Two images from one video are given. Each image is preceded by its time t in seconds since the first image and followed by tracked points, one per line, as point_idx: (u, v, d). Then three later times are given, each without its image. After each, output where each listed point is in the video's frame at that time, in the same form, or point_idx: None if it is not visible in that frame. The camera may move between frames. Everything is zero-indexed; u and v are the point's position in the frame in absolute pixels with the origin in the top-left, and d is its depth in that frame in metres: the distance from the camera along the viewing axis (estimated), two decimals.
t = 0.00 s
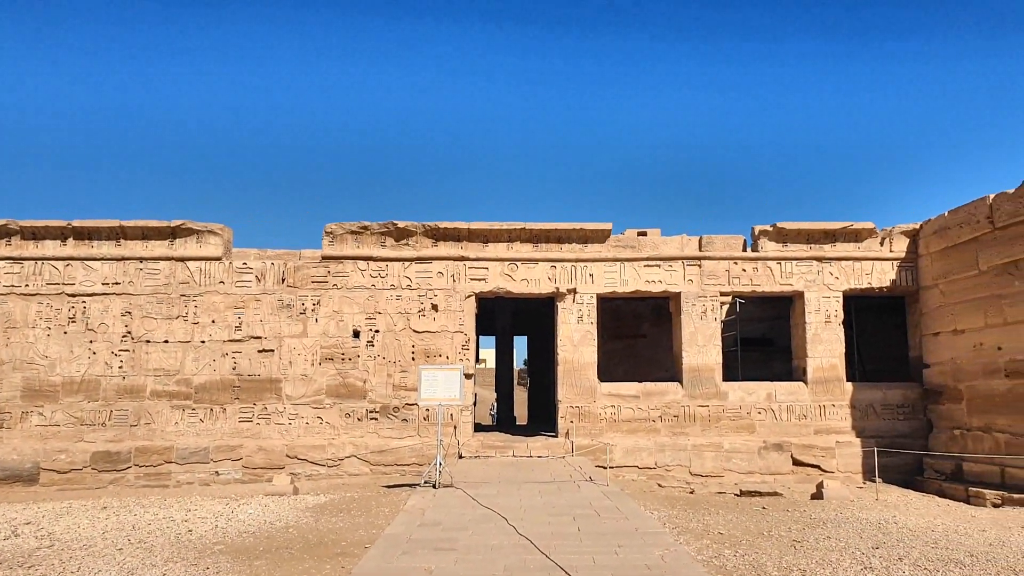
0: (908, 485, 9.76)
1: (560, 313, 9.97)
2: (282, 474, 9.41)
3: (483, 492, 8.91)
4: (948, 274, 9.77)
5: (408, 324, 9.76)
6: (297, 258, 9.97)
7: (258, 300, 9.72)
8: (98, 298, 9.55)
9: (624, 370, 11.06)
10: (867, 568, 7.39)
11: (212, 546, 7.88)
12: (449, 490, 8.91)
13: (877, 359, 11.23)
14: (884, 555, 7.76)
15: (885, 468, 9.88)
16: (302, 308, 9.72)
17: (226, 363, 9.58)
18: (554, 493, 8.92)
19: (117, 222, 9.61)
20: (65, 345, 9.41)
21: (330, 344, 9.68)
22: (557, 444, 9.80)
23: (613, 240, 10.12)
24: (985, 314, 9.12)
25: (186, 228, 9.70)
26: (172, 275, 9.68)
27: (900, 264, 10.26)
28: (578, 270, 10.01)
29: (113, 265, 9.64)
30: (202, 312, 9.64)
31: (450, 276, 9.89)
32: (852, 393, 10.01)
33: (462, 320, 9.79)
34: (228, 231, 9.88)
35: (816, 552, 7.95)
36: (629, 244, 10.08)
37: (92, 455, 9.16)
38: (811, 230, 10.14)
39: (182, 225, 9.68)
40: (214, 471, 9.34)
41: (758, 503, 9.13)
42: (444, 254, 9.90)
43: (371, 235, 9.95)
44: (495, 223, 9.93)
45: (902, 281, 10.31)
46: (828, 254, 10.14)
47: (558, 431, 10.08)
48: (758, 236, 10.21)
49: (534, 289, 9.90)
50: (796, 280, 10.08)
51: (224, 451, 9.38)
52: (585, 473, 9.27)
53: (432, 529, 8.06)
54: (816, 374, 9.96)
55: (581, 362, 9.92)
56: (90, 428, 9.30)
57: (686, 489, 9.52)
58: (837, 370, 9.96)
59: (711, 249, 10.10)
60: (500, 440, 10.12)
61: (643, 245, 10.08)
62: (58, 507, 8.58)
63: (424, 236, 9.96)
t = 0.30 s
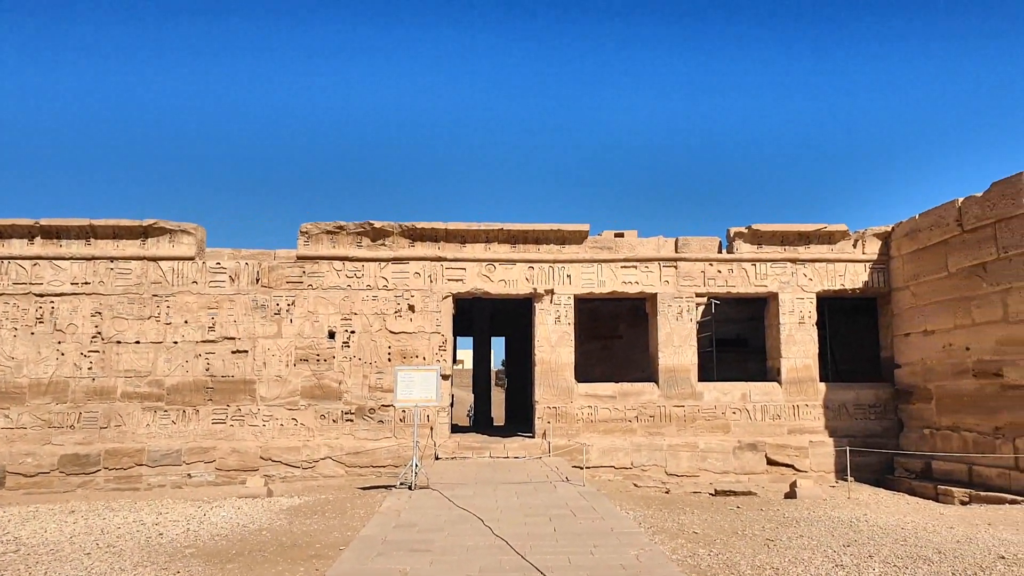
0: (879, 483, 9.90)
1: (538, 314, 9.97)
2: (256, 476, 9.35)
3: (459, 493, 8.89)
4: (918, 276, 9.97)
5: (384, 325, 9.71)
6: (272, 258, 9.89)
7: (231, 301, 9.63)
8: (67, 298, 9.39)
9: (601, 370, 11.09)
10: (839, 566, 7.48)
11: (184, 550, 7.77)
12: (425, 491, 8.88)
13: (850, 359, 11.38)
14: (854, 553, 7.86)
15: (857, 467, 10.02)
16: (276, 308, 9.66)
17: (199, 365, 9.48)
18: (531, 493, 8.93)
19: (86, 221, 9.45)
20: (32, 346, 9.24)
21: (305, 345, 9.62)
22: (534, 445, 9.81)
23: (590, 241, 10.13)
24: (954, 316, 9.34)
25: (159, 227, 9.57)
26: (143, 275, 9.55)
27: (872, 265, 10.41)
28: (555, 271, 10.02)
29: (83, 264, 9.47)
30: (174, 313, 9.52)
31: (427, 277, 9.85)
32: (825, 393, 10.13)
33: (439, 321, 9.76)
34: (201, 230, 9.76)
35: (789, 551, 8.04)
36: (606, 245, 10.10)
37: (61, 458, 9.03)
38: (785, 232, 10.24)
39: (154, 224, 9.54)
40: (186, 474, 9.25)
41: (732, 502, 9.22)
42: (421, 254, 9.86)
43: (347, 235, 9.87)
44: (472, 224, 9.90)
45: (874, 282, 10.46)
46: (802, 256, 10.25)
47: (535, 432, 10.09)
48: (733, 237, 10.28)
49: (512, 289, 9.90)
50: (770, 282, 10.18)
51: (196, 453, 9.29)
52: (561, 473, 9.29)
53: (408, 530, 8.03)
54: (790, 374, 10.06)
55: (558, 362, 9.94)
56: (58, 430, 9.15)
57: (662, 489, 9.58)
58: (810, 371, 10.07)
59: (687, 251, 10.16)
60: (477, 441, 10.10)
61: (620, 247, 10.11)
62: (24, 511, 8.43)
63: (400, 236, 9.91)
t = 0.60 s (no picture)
0: (850, 484, 10.01)
1: (514, 316, 9.97)
2: (229, 478, 9.30)
3: (434, 495, 8.87)
4: (890, 279, 10.09)
5: (359, 326, 9.68)
6: (246, 258, 9.85)
7: (205, 301, 9.59)
8: (36, 298, 9.28)
9: (578, 371, 11.11)
10: (810, 567, 7.55)
11: (154, 553, 7.68)
12: (400, 493, 8.86)
13: (823, 361, 11.50)
14: (826, 554, 7.93)
15: (829, 468, 10.12)
16: (250, 309, 9.63)
17: (171, 365, 9.42)
18: (506, 495, 8.92)
19: (57, 220, 9.34)
20: None
21: (279, 346, 9.61)
22: (510, 447, 9.81)
23: (567, 243, 10.15)
24: (925, 319, 9.48)
25: (131, 227, 9.49)
26: (115, 275, 9.46)
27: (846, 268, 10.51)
28: (532, 272, 10.03)
29: (52, 263, 9.36)
30: (146, 313, 9.45)
31: (403, 277, 9.82)
32: (798, 395, 10.23)
33: (415, 322, 9.74)
34: (174, 229, 9.69)
35: (762, 551, 8.10)
36: (583, 247, 10.12)
37: (28, 460, 8.93)
38: (759, 235, 10.33)
39: (126, 224, 9.46)
40: (157, 476, 9.17)
41: (706, 503, 9.28)
42: (397, 255, 9.83)
43: (322, 235, 9.83)
44: (449, 225, 9.89)
45: (847, 285, 10.58)
46: (775, 258, 10.34)
47: (511, 433, 10.09)
48: (708, 240, 10.36)
49: (488, 291, 9.89)
50: (744, 284, 10.26)
51: (168, 454, 9.23)
52: (537, 475, 9.29)
53: (382, 533, 7.99)
54: (763, 376, 10.15)
55: (534, 364, 9.95)
56: (26, 432, 9.05)
57: (637, 490, 9.62)
58: (783, 373, 10.16)
59: (662, 253, 10.21)
60: (453, 443, 10.08)
61: (597, 249, 10.14)
62: None
63: (376, 237, 9.88)
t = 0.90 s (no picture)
0: (822, 486, 10.14)
1: (491, 318, 9.95)
2: (200, 481, 9.19)
3: (408, 498, 8.82)
4: (861, 284, 10.25)
5: (334, 327, 9.62)
6: (220, 258, 9.75)
7: (177, 301, 9.47)
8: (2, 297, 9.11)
9: (555, 374, 11.13)
10: (781, 569, 7.63)
11: (121, 558, 7.53)
12: (374, 496, 8.80)
13: (795, 365, 11.65)
14: (797, 556, 8.02)
15: (801, 471, 10.24)
16: (223, 309, 9.53)
17: (142, 366, 9.28)
18: (481, 498, 8.91)
19: (24, 217, 9.17)
20: None
21: (253, 347, 9.52)
22: (486, 449, 9.79)
23: (544, 246, 10.16)
24: (895, 324, 9.64)
25: (101, 225, 9.34)
26: (84, 274, 9.30)
27: (819, 273, 10.66)
28: (509, 275, 10.02)
29: (19, 261, 9.19)
30: (116, 313, 9.30)
31: (379, 279, 9.76)
32: (771, 398, 10.34)
33: (391, 324, 9.69)
34: (147, 228, 9.55)
35: (734, 553, 8.17)
36: (560, 250, 10.14)
37: None
38: (734, 240, 10.43)
39: (96, 222, 9.31)
40: (125, 479, 9.03)
41: (680, 506, 9.34)
42: (373, 255, 9.78)
43: (297, 235, 9.78)
44: (426, 227, 9.85)
45: (819, 290, 10.72)
46: (749, 263, 10.45)
47: (487, 436, 10.07)
48: (684, 244, 10.45)
49: (465, 293, 9.87)
50: (719, 288, 10.35)
51: (138, 457, 9.09)
52: (512, 477, 9.29)
53: (355, 536, 7.92)
54: (737, 379, 10.24)
55: (511, 366, 9.94)
56: None
57: (611, 493, 9.66)
58: (757, 376, 10.27)
59: (639, 257, 10.26)
60: (428, 445, 10.04)
61: (574, 252, 10.17)
62: None
63: (352, 238, 9.82)
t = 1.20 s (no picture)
0: (790, 486, 10.28)
1: (464, 319, 9.93)
2: (166, 482, 9.06)
3: (378, 500, 8.77)
4: (829, 287, 10.40)
5: (304, 327, 9.54)
6: (188, 256, 9.61)
7: (143, 300, 9.32)
8: None
9: (527, 375, 11.14)
10: (748, 567, 7.71)
11: (82, 561, 7.39)
12: (343, 498, 8.74)
13: (764, 367, 11.80)
14: (764, 555, 8.12)
15: (769, 471, 10.37)
16: (190, 309, 9.40)
17: (106, 366, 9.12)
18: (452, 499, 8.89)
19: None
20: None
21: (221, 347, 9.40)
22: (457, 450, 9.77)
23: (517, 247, 10.17)
24: (861, 326, 9.80)
25: (64, 222, 9.17)
26: (46, 272, 9.12)
27: (788, 275, 10.80)
28: (482, 275, 10.00)
29: None
30: (80, 312, 9.13)
31: (350, 279, 9.70)
32: (740, 399, 10.46)
33: (362, 325, 9.63)
34: (112, 226, 9.38)
35: (702, 553, 8.25)
36: (533, 251, 10.15)
37: None
38: (705, 242, 10.53)
39: (59, 219, 9.15)
40: (88, 481, 8.89)
41: (649, 506, 9.41)
42: (344, 255, 9.70)
43: (266, 234, 9.68)
44: (397, 226, 9.80)
45: (788, 292, 10.87)
46: (720, 265, 10.55)
47: (458, 437, 10.05)
48: (655, 246, 10.52)
49: (437, 293, 9.83)
50: (690, 289, 10.43)
51: (101, 459, 8.95)
52: (483, 478, 9.28)
53: (324, 538, 7.85)
54: (707, 380, 10.34)
55: (483, 367, 9.92)
56: None
57: (582, 493, 9.71)
58: (726, 377, 10.37)
59: (611, 258, 10.31)
60: (399, 447, 10.00)
61: (547, 252, 10.19)
62: None
63: (322, 237, 9.75)
